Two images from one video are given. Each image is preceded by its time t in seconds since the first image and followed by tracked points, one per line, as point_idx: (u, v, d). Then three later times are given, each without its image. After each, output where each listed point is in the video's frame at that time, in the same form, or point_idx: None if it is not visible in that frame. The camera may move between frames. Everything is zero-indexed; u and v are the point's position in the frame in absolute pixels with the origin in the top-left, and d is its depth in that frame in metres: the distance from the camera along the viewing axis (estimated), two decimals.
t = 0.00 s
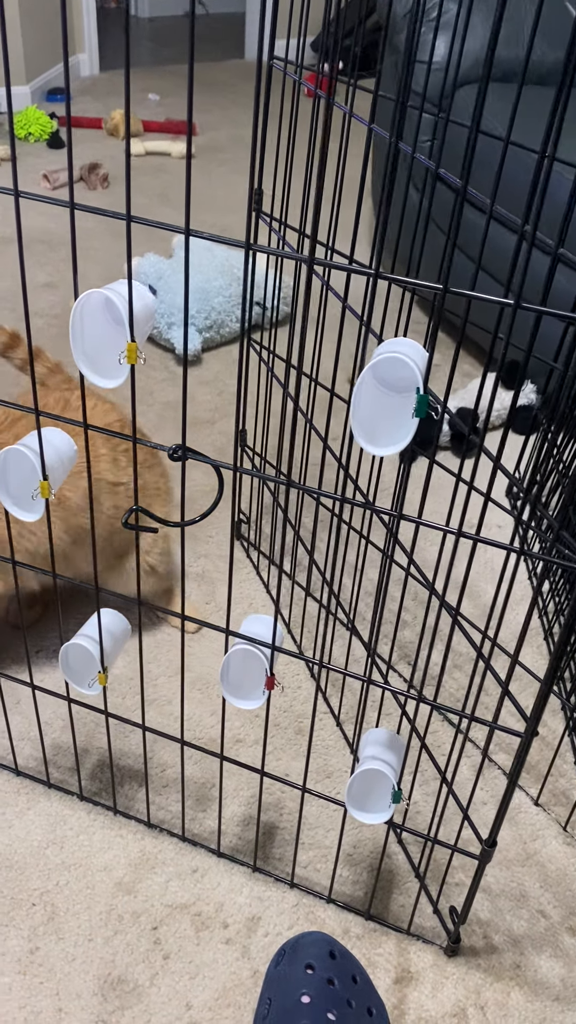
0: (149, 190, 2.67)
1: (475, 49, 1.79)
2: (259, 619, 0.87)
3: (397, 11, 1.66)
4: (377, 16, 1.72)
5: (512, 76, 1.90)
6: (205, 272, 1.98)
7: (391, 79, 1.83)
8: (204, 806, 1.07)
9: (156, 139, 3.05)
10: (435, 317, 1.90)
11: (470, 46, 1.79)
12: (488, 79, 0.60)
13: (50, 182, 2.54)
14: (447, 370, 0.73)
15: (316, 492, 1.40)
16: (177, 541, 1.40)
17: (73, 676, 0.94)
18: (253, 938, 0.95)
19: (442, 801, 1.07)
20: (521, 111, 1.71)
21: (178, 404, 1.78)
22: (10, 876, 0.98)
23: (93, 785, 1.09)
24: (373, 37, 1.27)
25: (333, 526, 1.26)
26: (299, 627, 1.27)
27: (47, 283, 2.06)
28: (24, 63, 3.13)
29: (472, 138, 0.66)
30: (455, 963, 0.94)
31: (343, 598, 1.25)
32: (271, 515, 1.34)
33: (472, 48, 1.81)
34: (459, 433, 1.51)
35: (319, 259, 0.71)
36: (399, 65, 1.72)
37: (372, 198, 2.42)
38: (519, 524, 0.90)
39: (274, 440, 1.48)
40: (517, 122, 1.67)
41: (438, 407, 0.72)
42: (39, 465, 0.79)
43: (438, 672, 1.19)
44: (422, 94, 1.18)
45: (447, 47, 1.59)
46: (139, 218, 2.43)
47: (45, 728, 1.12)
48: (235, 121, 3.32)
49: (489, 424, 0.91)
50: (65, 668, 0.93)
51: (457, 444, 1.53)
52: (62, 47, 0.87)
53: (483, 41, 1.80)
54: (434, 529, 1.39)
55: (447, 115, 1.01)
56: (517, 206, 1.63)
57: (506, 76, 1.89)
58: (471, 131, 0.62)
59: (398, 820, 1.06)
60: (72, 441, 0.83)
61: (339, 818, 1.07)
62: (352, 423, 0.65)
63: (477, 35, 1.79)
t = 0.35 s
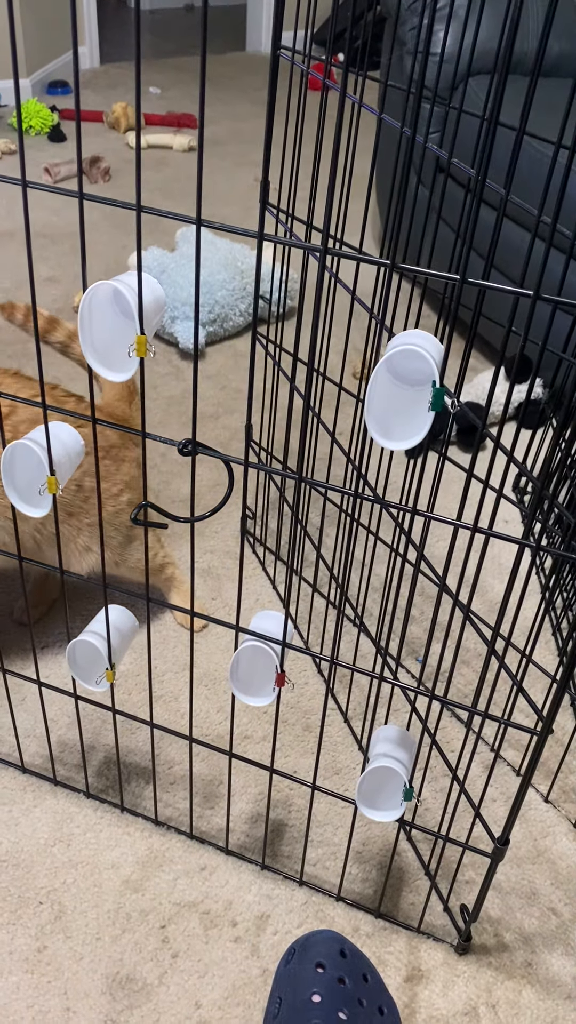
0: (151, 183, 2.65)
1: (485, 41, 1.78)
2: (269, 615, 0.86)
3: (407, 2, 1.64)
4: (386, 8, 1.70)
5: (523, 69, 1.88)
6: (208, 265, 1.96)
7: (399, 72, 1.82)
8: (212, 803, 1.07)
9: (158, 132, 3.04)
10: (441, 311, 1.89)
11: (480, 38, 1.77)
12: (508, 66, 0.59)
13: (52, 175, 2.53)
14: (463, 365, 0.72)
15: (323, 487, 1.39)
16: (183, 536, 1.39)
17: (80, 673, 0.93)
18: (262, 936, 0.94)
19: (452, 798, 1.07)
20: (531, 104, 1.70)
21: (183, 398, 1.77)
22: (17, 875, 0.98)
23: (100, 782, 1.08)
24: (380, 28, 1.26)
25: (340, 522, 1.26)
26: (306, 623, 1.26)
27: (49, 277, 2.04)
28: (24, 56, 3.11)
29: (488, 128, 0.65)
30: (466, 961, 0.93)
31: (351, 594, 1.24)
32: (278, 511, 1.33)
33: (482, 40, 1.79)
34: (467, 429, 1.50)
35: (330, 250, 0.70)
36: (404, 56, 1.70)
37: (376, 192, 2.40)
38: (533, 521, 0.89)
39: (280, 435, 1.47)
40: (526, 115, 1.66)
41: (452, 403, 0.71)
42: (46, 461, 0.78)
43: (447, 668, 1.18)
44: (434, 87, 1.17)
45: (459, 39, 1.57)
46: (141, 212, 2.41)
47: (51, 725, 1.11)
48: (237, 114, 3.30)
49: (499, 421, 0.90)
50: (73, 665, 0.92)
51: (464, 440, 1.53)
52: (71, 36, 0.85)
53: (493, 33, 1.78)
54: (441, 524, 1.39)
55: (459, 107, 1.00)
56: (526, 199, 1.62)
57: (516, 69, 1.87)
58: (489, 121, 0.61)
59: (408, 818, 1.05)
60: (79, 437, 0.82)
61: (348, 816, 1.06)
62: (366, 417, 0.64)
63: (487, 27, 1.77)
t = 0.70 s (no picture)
0: (149, 178, 2.65)
1: (484, 35, 1.77)
2: (266, 612, 0.86)
3: None
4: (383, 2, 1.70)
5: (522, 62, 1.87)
6: (207, 261, 1.96)
7: (397, 66, 1.81)
8: (210, 799, 1.07)
9: (156, 127, 3.03)
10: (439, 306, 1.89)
11: (479, 32, 1.77)
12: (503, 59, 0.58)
13: (50, 170, 2.52)
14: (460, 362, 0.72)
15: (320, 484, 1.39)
16: (181, 532, 1.39)
17: (78, 669, 0.93)
18: (259, 931, 0.94)
19: (449, 793, 1.07)
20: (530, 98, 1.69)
21: (181, 394, 1.77)
22: (15, 870, 0.98)
23: (98, 778, 1.08)
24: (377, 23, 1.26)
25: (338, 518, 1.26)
26: (304, 620, 1.26)
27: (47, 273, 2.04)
28: (22, 51, 3.10)
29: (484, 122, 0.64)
30: (463, 955, 0.94)
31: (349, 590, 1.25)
32: (276, 507, 1.33)
33: (481, 34, 1.78)
34: (465, 424, 1.50)
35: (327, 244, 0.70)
36: (402, 50, 1.70)
37: (375, 187, 2.40)
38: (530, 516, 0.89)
39: (278, 431, 1.46)
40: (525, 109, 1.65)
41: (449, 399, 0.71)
42: (43, 457, 0.78)
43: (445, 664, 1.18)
44: (432, 80, 1.17)
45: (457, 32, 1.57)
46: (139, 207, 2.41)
47: (49, 721, 1.12)
48: (235, 109, 3.29)
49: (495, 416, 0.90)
50: (70, 661, 0.93)
51: (463, 435, 1.53)
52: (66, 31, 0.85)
53: (492, 27, 1.78)
54: (440, 520, 1.39)
55: (455, 100, 1.00)
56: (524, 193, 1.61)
57: (515, 62, 1.86)
58: (485, 115, 0.61)
59: (405, 813, 1.05)
60: (76, 433, 0.82)
61: (346, 811, 1.06)
62: (363, 414, 0.64)
63: (486, 20, 1.77)
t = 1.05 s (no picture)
0: (148, 174, 2.65)
1: (480, 30, 1.77)
2: (261, 608, 0.87)
3: None
4: None
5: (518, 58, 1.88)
6: (204, 257, 1.96)
7: (393, 62, 1.81)
8: (206, 794, 1.07)
9: (155, 123, 3.03)
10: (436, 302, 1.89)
11: (475, 28, 1.77)
12: (493, 57, 0.59)
13: (47, 166, 2.52)
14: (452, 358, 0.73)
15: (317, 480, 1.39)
16: (178, 529, 1.39)
17: (74, 665, 0.93)
18: (255, 926, 0.95)
19: (445, 789, 1.07)
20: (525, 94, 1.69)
21: (179, 390, 1.77)
22: (12, 865, 0.98)
23: (95, 773, 1.08)
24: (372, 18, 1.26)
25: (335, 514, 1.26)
26: (301, 616, 1.27)
27: (45, 269, 2.04)
28: (20, 47, 3.10)
29: (476, 120, 0.65)
30: (458, 950, 0.94)
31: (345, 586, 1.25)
32: (273, 503, 1.33)
33: (476, 30, 1.78)
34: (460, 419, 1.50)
35: (321, 241, 0.70)
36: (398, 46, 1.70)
37: (372, 183, 2.40)
38: (523, 511, 0.89)
39: (275, 427, 1.47)
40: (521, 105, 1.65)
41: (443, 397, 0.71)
42: (38, 454, 0.78)
43: (440, 659, 1.18)
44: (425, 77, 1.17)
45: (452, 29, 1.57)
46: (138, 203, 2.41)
47: (46, 717, 1.12)
48: (234, 104, 3.28)
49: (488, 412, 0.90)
50: (67, 657, 0.93)
51: (460, 431, 1.53)
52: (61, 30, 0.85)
53: (487, 24, 1.78)
54: (436, 516, 1.39)
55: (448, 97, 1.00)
56: (520, 189, 1.61)
57: (510, 58, 1.87)
58: (477, 112, 0.61)
59: (401, 809, 1.05)
60: (71, 430, 0.82)
61: (342, 806, 1.07)
62: (356, 412, 0.64)
63: (482, 16, 1.77)
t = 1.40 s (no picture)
0: (147, 170, 2.64)
1: (480, 26, 1.77)
2: (260, 605, 0.87)
3: None
4: None
5: (517, 55, 1.87)
6: (204, 253, 1.96)
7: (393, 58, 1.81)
8: (205, 791, 1.07)
9: (155, 118, 3.02)
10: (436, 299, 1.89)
11: (475, 24, 1.76)
12: (494, 53, 0.59)
13: (47, 162, 2.51)
14: (452, 354, 0.73)
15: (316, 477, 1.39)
16: (177, 525, 1.39)
17: (73, 661, 0.93)
18: (254, 922, 0.95)
19: (443, 786, 1.07)
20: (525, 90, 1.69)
21: (178, 387, 1.77)
22: (11, 861, 0.98)
23: (94, 770, 1.08)
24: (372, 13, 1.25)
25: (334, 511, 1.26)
26: (300, 613, 1.27)
27: (44, 265, 2.04)
28: (20, 42, 3.09)
29: (476, 116, 0.64)
30: (457, 946, 0.94)
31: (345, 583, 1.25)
32: (272, 500, 1.33)
33: (476, 26, 1.78)
34: (460, 416, 1.50)
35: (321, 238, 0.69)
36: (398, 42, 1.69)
37: (372, 179, 2.39)
38: (522, 509, 0.89)
39: (274, 424, 1.46)
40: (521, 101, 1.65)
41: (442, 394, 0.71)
42: (37, 450, 0.78)
43: (439, 656, 1.19)
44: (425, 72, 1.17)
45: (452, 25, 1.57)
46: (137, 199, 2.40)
47: (45, 713, 1.12)
48: (233, 100, 3.28)
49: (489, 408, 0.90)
50: (66, 653, 0.93)
51: (459, 428, 1.53)
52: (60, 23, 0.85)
53: (486, 19, 1.77)
54: (435, 513, 1.39)
55: (449, 93, 0.99)
56: (520, 186, 1.61)
57: (510, 54, 1.86)
58: (477, 108, 0.61)
59: (399, 805, 1.06)
60: (71, 427, 0.82)
61: (341, 803, 1.07)
62: (356, 409, 0.64)
63: (482, 12, 1.76)
